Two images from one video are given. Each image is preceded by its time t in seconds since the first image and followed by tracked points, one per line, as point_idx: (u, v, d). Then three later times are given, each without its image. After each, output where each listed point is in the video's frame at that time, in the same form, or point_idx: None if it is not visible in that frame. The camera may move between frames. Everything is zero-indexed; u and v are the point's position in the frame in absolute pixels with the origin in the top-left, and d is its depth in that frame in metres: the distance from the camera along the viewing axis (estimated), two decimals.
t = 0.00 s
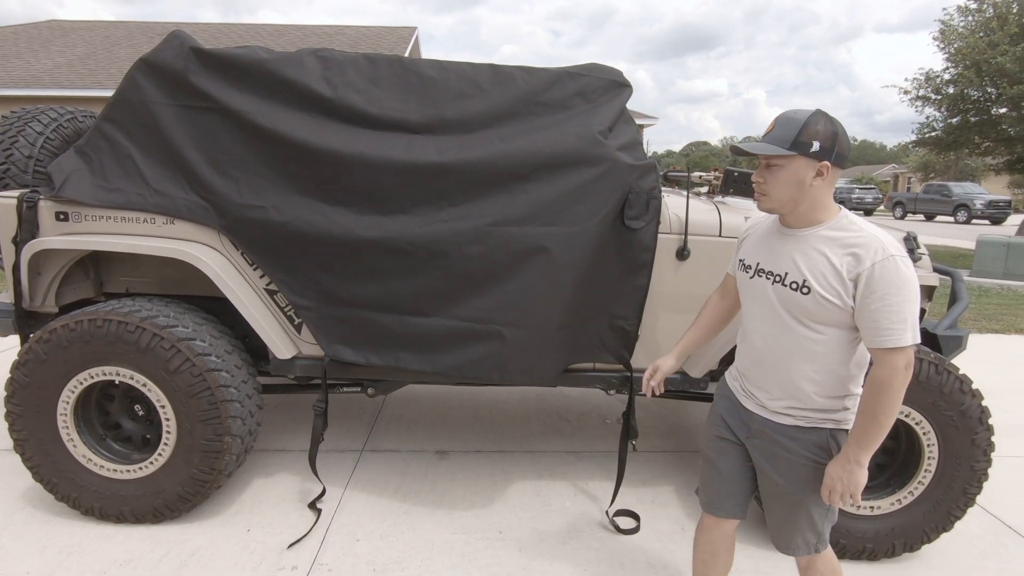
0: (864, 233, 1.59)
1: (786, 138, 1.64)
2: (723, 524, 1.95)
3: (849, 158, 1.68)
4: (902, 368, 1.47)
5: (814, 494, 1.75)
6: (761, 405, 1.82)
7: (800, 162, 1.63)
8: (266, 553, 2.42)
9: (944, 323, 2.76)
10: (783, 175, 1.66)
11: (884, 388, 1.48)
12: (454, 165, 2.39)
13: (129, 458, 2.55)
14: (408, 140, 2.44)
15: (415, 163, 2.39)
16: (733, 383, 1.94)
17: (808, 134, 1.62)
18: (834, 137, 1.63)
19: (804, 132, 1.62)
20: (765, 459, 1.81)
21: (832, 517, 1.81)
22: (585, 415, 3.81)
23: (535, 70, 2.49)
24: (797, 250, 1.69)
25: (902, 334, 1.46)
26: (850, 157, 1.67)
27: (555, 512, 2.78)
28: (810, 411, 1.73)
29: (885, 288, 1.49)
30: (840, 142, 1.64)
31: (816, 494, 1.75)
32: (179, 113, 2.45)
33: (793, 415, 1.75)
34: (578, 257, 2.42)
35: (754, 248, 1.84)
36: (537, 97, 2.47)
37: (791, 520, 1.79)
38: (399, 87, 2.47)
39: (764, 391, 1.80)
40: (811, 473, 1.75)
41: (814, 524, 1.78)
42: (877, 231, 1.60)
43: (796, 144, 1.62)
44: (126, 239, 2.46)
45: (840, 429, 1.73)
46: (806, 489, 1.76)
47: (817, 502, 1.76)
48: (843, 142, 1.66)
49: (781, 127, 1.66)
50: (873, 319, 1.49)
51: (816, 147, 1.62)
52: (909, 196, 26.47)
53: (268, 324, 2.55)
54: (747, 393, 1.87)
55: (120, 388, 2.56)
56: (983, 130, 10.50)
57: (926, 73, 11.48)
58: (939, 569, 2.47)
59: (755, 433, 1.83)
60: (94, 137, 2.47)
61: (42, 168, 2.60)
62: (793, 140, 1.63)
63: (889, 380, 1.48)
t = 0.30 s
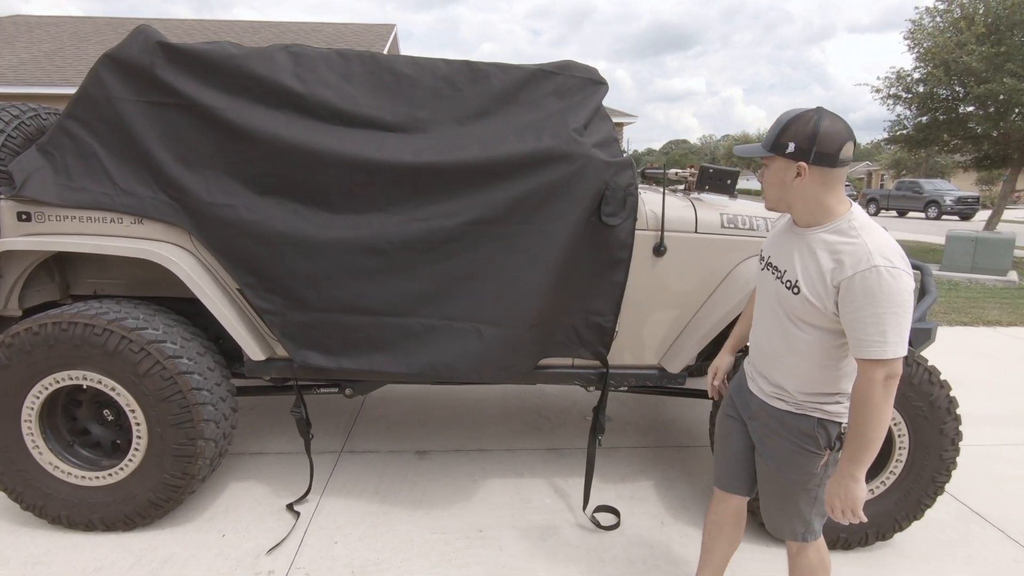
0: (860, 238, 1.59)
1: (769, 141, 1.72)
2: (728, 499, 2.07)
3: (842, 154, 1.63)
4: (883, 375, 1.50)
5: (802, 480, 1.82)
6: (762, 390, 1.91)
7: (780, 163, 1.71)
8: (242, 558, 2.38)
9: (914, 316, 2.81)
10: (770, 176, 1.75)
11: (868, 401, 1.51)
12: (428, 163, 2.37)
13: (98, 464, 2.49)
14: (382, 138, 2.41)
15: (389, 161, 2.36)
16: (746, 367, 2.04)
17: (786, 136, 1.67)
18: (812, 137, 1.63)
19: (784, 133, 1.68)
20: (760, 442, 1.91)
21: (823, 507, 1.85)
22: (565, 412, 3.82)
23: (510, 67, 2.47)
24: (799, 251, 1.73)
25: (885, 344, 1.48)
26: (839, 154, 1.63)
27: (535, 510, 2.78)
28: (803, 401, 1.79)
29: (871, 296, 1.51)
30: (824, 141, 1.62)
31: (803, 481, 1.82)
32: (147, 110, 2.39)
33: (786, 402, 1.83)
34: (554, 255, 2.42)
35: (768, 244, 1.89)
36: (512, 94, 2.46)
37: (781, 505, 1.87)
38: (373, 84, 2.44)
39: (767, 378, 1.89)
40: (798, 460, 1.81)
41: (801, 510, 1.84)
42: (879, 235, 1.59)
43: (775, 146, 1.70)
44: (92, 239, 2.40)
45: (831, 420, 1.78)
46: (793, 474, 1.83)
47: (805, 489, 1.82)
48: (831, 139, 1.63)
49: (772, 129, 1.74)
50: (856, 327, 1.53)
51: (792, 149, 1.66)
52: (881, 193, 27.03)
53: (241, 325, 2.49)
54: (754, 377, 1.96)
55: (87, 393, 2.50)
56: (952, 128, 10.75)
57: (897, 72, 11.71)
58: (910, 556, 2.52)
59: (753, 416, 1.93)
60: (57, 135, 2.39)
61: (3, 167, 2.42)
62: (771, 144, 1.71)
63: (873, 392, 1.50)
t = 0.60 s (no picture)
0: (853, 232, 1.62)
1: (777, 130, 1.72)
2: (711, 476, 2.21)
3: (849, 149, 1.64)
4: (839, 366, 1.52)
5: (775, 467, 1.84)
6: (743, 379, 1.95)
7: (786, 153, 1.70)
8: (217, 564, 2.33)
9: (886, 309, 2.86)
10: (774, 165, 1.75)
11: (815, 386, 1.54)
12: (405, 160, 2.34)
13: (66, 471, 2.43)
14: (358, 135, 2.38)
15: (365, 158, 2.33)
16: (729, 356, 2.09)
17: (795, 127, 1.67)
18: (821, 130, 1.63)
19: (793, 123, 1.67)
20: (740, 429, 1.97)
21: (799, 494, 1.85)
22: (546, 410, 3.82)
23: (486, 64, 2.46)
24: (790, 239, 1.76)
25: (855, 329, 1.51)
26: (845, 150, 1.64)
27: (516, 508, 2.77)
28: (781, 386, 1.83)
29: (855, 284, 1.54)
30: (832, 134, 1.63)
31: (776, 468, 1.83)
32: (114, 107, 2.33)
33: (764, 388, 1.88)
34: (532, 253, 2.42)
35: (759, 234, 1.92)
36: (489, 92, 2.45)
37: (757, 491, 1.89)
38: (347, 81, 2.41)
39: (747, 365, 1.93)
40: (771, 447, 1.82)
41: (777, 496, 1.85)
42: (873, 232, 1.63)
43: (782, 135, 1.69)
44: (57, 239, 2.33)
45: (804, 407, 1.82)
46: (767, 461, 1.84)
47: (779, 475, 1.84)
48: (839, 134, 1.63)
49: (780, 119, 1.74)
50: (833, 312, 1.55)
51: (799, 140, 1.66)
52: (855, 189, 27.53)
53: (214, 326, 2.45)
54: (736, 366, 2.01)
55: (54, 398, 2.43)
56: (922, 126, 10.99)
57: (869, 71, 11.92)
58: (885, 545, 2.57)
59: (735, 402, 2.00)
60: (19, 132, 2.31)
61: None
62: (779, 133, 1.71)
63: (824, 378, 1.52)
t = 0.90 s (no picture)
0: (814, 223, 1.75)
1: (758, 130, 1.74)
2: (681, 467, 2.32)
3: (820, 151, 1.76)
4: (790, 342, 1.65)
5: (742, 450, 1.95)
6: (707, 368, 2.03)
7: (768, 154, 1.75)
8: (193, 569, 2.29)
9: (859, 303, 2.92)
10: (754, 164, 1.77)
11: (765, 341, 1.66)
12: (381, 158, 2.31)
13: (35, 477, 2.37)
14: (333, 132, 2.35)
15: (341, 156, 2.30)
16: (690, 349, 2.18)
17: (778, 128, 1.72)
18: (803, 132, 1.72)
19: (774, 125, 1.73)
20: (706, 418, 2.05)
21: (765, 477, 1.97)
22: (527, 407, 3.82)
23: (463, 61, 2.44)
24: (757, 231, 1.85)
25: (812, 306, 1.64)
26: (818, 150, 1.75)
27: (498, 505, 2.77)
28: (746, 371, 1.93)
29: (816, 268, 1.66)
30: (810, 136, 1.73)
31: (743, 450, 1.95)
32: (81, 103, 2.28)
33: (728, 376, 1.96)
34: (510, 250, 2.41)
35: (723, 227, 2.00)
36: (466, 89, 2.44)
37: (725, 476, 1.98)
38: (322, 78, 2.38)
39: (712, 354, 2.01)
40: (737, 430, 1.96)
41: (742, 479, 1.96)
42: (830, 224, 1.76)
43: (766, 136, 1.73)
44: (22, 240, 2.26)
45: (764, 392, 1.93)
46: (734, 444, 1.96)
47: (745, 458, 1.95)
48: (814, 136, 1.74)
49: (755, 120, 1.77)
50: (796, 295, 1.65)
51: (784, 141, 1.71)
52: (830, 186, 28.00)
53: (188, 327, 2.41)
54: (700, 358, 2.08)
55: (21, 403, 2.37)
56: (894, 123, 11.21)
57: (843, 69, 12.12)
58: (859, 534, 2.62)
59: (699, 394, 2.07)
60: None
61: None
62: (762, 134, 1.73)
63: (773, 339, 1.65)
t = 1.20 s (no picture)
0: (757, 212, 1.99)
1: (738, 134, 1.94)
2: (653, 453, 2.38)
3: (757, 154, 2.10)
4: (710, 300, 1.87)
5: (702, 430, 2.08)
6: (666, 355, 2.14)
7: (745, 156, 1.96)
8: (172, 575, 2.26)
9: (835, 300, 2.97)
10: (736, 165, 1.95)
11: (691, 293, 1.88)
12: (361, 158, 2.30)
13: (6, 486, 2.31)
14: (313, 133, 2.33)
15: (320, 157, 2.28)
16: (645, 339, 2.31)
17: (750, 132, 1.97)
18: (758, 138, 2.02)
19: (746, 130, 1.96)
20: (668, 402, 2.17)
21: (721, 456, 2.11)
22: (511, 407, 3.82)
23: (443, 61, 2.44)
24: (708, 221, 2.07)
25: (738, 276, 1.87)
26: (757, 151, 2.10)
27: (481, 505, 2.77)
28: (699, 353, 2.07)
29: (754, 248, 1.90)
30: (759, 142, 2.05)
31: (702, 430, 2.09)
32: (51, 102, 2.23)
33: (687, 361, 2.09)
34: (492, 249, 2.41)
35: (677, 221, 2.20)
36: (446, 89, 2.43)
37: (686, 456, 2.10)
38: (300, 77, 2.35)
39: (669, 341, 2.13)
40: (696, 411, 2.09)
41: (704, 457, 2.08)
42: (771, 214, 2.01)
43: (744, 140, 1.95)
44: None
45: (716, 374, 2.09)
46: (695, 425, 2.10)
47: (704, 438, 2.08)
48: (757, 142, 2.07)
49: (727, 124, 1.96)
50: (734, 268, 1.88)
51: (755, 143, 1.97)
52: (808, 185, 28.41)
53: (164, 330, 2.37)
54: (654, 346, 2.21)
55: None
56: (870, 123, 11.40)
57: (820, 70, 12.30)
58: (837, 527, 2.66)
59: (658, 380, 2.19)
60: None
61: None
62: (740, 137, 1.95)
63: (695, 295, 1.87)
